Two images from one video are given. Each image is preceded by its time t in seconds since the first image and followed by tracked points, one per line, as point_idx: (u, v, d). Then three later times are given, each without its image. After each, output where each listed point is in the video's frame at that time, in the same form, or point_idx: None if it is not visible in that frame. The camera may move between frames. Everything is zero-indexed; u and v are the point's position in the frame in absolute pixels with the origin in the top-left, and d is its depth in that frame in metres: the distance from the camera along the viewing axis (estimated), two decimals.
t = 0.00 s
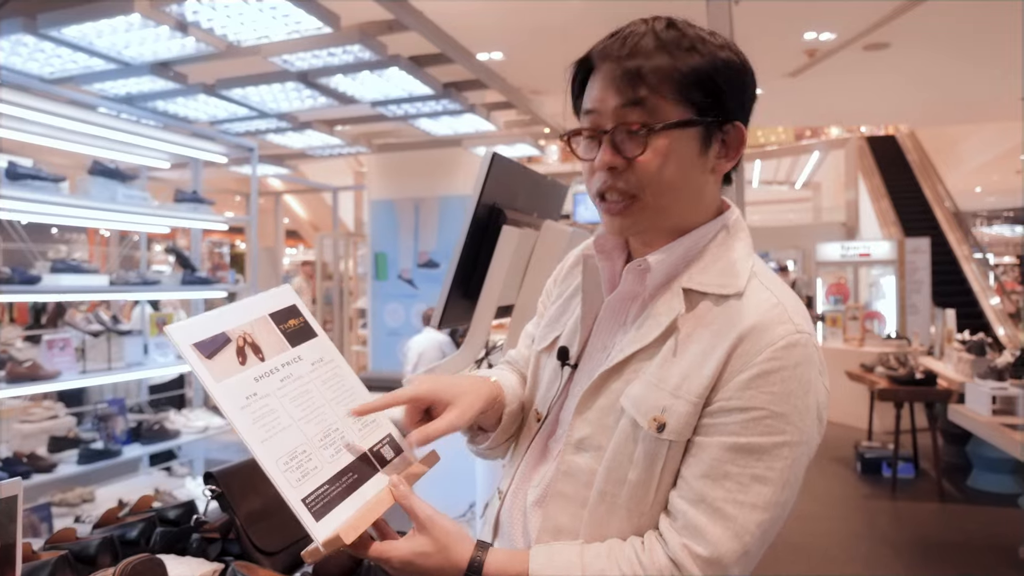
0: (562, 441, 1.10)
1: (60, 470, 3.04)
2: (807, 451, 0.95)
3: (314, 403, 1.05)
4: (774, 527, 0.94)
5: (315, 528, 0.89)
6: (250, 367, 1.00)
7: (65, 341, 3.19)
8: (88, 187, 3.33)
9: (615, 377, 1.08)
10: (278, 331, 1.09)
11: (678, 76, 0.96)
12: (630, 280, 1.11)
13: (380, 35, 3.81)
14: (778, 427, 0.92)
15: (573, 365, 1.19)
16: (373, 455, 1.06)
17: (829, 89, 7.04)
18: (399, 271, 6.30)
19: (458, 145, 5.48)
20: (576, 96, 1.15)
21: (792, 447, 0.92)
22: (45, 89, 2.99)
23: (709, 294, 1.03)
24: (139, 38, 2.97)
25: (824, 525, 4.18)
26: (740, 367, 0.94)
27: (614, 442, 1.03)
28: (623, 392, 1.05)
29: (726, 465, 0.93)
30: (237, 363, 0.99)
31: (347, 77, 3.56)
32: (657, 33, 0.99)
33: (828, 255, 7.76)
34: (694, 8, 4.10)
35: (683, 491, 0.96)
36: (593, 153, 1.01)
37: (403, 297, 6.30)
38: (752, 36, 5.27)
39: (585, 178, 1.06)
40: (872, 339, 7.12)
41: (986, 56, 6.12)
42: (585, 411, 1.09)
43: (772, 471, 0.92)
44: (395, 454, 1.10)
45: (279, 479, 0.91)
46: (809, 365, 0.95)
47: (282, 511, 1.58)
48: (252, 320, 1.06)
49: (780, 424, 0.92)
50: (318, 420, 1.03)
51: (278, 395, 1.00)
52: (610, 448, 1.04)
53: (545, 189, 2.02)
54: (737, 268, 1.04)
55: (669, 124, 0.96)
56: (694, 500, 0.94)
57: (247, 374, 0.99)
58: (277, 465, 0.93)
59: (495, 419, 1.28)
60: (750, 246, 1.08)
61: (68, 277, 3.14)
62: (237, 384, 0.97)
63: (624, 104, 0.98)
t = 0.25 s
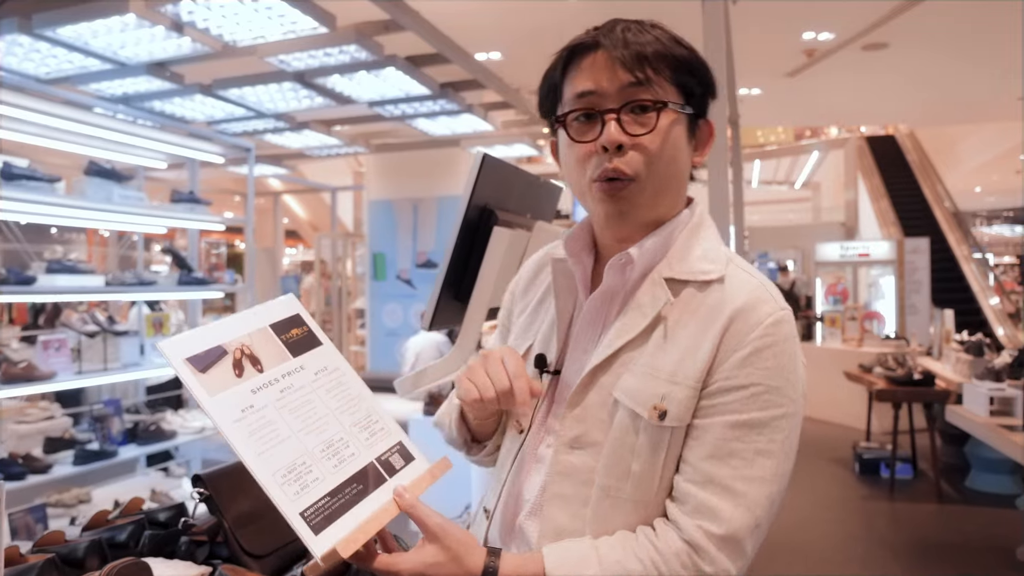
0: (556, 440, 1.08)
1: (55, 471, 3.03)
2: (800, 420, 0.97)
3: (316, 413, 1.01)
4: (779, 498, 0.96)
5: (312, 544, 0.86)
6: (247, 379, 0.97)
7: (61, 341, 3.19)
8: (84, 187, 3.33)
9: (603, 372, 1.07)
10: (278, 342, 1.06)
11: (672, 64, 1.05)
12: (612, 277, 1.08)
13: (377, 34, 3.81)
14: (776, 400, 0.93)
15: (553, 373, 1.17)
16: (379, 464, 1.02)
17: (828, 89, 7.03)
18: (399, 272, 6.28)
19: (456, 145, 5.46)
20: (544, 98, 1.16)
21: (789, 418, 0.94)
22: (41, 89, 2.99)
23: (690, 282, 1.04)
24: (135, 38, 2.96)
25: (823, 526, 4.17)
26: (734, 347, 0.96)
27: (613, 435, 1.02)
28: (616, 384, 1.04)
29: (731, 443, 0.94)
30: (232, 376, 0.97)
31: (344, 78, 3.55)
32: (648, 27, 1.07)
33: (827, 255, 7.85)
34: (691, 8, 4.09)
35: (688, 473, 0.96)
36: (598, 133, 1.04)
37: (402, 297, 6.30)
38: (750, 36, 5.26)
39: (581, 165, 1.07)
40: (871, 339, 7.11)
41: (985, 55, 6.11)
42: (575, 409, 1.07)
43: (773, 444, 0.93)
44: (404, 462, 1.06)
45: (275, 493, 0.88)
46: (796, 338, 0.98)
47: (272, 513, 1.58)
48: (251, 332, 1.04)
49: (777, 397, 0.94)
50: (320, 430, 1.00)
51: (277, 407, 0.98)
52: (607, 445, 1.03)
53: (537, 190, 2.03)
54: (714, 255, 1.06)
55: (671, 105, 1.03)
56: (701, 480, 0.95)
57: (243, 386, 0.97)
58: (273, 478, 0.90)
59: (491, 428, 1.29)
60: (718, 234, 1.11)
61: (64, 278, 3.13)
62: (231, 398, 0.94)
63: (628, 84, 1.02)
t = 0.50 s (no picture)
0: (548, 437, 1.05)
1: (51, 471, 3.03)
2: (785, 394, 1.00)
3: (317, 429, 0.98)
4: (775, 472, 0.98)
5: (322, 565, 0.83)
6: (242, 399, 0.93)
7: (57, 342, 3.19)
8: (81, 187, 3.32)
9: (590, 366, 1.05)
10: (272, 358, 1.02)
11: (627, 70, 1.01)
12: (591, 271, 1.07)
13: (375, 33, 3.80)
14: (764, 375, 0.96)
15: (536, 373, 1.17)
16: (384, 478, 0.99)
17: (827, 89, 7.02)
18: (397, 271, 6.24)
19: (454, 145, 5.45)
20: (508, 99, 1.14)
21: (777, 393, 0.96)
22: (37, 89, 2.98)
23: (668, 271, 1.04)
24: (131, 38, 2.96)
25: (821, 527, 4.16)
26: (719, 330, 0.98)
27: (607, 429, 1.01)
28: (605, 377, 1.03)
29: (728, 422, 0.95)
30: (226, 396, 0.93)
31: (341, 77, 3.55)
32: (604, 30, 1.02)
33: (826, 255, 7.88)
34: (689, 8, 4.08)
35: (690, 456, 0.97)
36: (553, 140, 1.02)
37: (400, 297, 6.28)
38: (748, 36, 5.26)
39: (540, 170, 1.05)
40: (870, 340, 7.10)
41: (984, 56, 6.10)
42: (566, 403, 1.05)
43: (766, 419, 0.96)
44: (409, 475, 1.02)
45: (279, 516, 0.84)
46: (771, 317, 1.01)
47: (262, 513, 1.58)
48: (242, 350, 1.00)
49: (765, 372, 0.96)
50: (321, 446, 0.96)
51: (274, 426, 0.94)
52: (602, 439, 1.01)
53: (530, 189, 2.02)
54: (684, 245, 1.07)
55: (625, 111, 1.00)
56: (703, 462, 0.95)
57: (238, 407, 0.93)
58: (276, 500, 0.86)
59: (440, 408, 1.26)
60: (685, 224, 1.11)
61: (60, 278, 3.13)
62: (226, 419, 0.90)
63: (581, 92, 1.00)
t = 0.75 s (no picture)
0: (537, 436, 1.05)
1: (49, 471, 3.03)
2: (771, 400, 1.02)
3: (300, 424, 0.98)
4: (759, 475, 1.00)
5: (313, 561, 0.83)
6: (225, 391, 0.94)
7: (55, 341, 3.19)
8: (79, 187, 3.33)
9: (580, 365, 1.04)
10: (251, 350, 1.03)
11: (571, 91, 0.94)
12: (582, 273, 1.06)
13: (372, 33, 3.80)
14: (751, 380, 0.97)
15: (523, 370, 1.16)
16: (368, 473, 0.99)
17: (827, 89, 7.01)
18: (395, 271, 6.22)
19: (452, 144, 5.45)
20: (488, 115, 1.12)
21: (765, 398, 0.98)
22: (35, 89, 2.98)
23: (659, 274, 1.04)
24: (128, 37, 2.96)
25: (820, 527, 4.16)
26: (708, 335, 0.99)
27: (595, 428, 1.00)
28: (595, 377, 1.03)
29: (715, 425, 0.96)
30: (210, 387, 0.93)
31: (339, 77, 3.55)
32: (544, 50, 0.95)
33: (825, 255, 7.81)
34: (687, 8, 4.08)
35: (676, 458, 0.97)
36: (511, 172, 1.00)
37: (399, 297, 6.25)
38: (747, 36, 5.26)
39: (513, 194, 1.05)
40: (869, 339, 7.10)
41: (983, 55, 6.10)
42: (556, 403, 1.04)
43: (752, 424, 0.97)
44: (391, 471, 1.02)
45: (268, 511, 0.84)
46: (760, 324, 1.02)
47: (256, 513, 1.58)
48: (222, 342, 1.01)
49: (753, 377, 0.98)
50: (306, 441, 0.96)
51: (258, 420, 0.94)
52: (590, 439, 1.01)
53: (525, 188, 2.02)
54: (675, 249, 1.07)
55: (572, 139, 0.95)
56: (689, 465, 0.96)
57: (221, 399, 0.93)
58: (264, 494, 0.86)
59: (412, 396, 1.25)
60: (677, 228, 1.11)
61: (58, 278, 3.12)
62: (210, 411, 0.90)
63: (525, 127, 0.96)
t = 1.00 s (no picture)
0: (531, 439, 1.09)
1: (47, 470, 3.05)
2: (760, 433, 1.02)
3: (288, 408, 0.99)
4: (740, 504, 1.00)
5: (289, 544, 0.84)
6: (219, 369, 0.95)
7: (53, 341, 3.20)
8: (77, 188, 3.35)
9: (577, 376, 1.08)
10: (247, 332, 1.04)
11: (606, 104, 0.94)
12: (593, 281, 1.09)
13: (370, 35, 3.82)
14: (743, 411, 0.97)
15: (526, 366, 1.19)
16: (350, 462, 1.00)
17: (824, 89, 7.03)
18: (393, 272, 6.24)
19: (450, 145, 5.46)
20: (516, 111, 1.13)
21: (754, 431, 0.98)
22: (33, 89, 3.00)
23: (668, 291, 1.05)
24: (126, 38, 2.97)
25: (816, 526, 4.17)
26: (707, 359, 0.99)
27: (585, 437, 1.03)
28: (591, 387, 1.05)
29: (700, 451, 0.97)
30: (204, 365, 0.94)
31: (337, 78, 3.57)
32: (583, 59, 0.95)
33: (824, 255, 7.89)
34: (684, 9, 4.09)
35: (656, 478, 0.99)
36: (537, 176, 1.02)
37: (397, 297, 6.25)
38: (744, 37, 5.28)
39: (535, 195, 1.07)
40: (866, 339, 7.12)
41: (980, 56, 6.11)
42: (551, 409, 1.08)
43: (737, 454, 0.97)
44: (374, 460, 1.04)
45: (251, 491, 0.85)
46: (762, 356, 1.01)
47: (251, 511, 1.60)
48: (216, 321, 1.01)
49: (745, 409, 0.97)
50: (292, 426, 0.97)
51: (248, 399, 0.95)
52: (581, 445, 1.04)
53: (520, 190, 2.05)
54: (691, 267, 1.08)
55: (601, 152, 0.96)
56: (668, 486, 0.97)
57: (215, 376, 0.94)
58: (248, 474, 0.87)
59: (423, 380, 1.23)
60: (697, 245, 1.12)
61: (56, 278, 3.13)
62: (205, 387, 0.91)
63: (557, 135, 0.97)
